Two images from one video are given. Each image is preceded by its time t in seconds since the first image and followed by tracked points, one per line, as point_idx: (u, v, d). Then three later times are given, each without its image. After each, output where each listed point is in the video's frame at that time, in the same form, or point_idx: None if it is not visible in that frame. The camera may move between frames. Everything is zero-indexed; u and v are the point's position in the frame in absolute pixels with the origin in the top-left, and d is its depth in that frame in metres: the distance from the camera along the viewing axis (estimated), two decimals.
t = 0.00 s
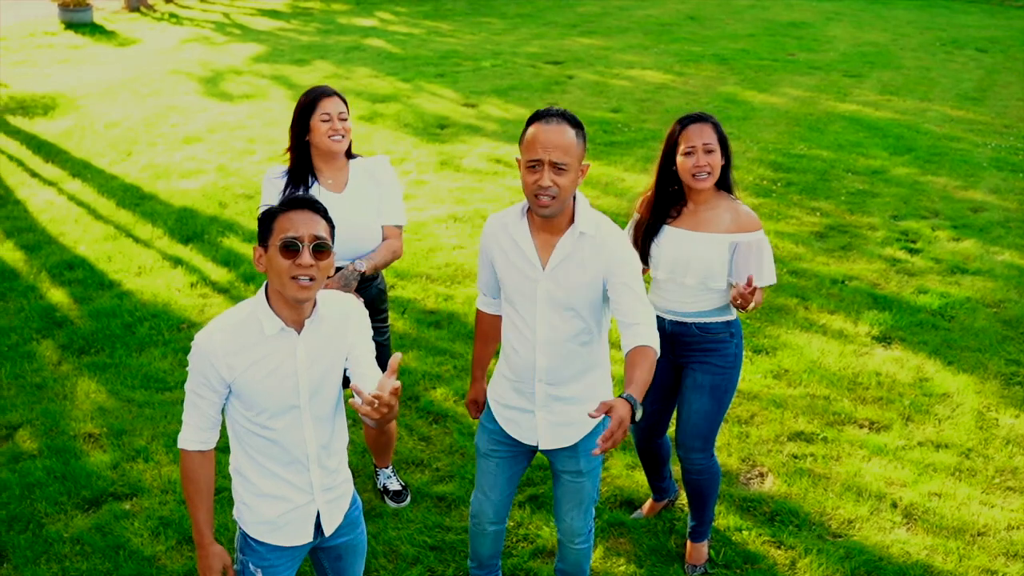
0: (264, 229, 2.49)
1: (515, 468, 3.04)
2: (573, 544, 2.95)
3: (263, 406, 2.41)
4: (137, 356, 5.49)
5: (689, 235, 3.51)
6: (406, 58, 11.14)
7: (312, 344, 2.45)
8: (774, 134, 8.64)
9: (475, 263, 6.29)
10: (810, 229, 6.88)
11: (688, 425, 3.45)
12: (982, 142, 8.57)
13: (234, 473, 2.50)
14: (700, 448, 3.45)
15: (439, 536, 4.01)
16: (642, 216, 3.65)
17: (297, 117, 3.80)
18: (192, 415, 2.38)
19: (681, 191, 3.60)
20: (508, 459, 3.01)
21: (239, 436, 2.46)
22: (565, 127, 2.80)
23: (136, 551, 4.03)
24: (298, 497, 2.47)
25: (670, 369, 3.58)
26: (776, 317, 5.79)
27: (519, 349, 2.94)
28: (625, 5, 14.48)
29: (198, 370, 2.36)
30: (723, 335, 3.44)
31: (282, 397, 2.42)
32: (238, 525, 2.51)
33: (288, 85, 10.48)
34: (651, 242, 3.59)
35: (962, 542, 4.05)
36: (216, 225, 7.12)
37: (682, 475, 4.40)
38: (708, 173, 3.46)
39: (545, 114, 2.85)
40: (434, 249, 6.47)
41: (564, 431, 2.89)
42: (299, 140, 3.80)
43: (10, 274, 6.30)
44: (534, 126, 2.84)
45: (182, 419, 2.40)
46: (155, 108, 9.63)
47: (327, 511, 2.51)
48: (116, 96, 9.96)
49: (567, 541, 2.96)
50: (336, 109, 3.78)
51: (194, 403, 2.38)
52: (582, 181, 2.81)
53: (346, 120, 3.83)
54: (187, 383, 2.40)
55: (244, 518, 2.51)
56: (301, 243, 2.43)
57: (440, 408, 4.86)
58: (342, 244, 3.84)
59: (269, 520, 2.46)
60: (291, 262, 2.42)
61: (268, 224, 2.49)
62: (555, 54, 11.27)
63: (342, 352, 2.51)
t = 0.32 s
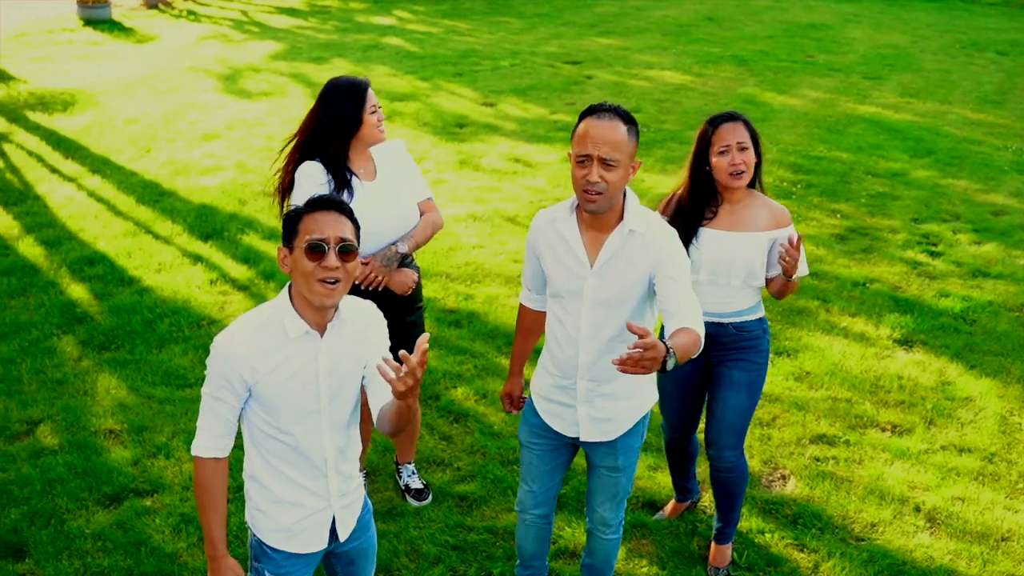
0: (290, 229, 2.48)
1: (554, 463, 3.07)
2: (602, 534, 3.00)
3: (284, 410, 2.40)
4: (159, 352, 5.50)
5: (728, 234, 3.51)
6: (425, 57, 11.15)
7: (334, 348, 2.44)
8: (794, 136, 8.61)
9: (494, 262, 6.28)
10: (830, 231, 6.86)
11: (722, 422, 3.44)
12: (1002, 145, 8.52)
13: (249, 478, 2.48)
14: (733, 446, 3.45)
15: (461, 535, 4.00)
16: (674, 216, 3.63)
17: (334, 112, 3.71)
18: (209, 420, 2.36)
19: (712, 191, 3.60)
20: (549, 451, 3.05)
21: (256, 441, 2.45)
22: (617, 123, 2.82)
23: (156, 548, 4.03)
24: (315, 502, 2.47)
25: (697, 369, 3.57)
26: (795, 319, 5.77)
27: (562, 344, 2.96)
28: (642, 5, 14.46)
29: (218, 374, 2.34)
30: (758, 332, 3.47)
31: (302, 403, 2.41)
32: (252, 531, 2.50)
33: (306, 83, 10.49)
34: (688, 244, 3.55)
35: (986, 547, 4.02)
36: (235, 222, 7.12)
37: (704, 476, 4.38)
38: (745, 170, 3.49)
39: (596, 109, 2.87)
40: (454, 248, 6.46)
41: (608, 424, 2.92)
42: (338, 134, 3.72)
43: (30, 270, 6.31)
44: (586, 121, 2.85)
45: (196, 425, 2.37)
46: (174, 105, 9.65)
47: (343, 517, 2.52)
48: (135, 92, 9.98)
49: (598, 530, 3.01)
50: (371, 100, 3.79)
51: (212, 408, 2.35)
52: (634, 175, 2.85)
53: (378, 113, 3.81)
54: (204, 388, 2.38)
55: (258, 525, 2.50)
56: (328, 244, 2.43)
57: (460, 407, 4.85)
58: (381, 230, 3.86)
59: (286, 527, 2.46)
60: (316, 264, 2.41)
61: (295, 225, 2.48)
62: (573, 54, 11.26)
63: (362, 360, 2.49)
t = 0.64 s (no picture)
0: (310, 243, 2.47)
1: (574, 463, 3.08)
2: (620, 533, 3.04)
3: (300, 421, 2.39)
4: (172, 351, 5.50)
5: (749, 237, 3.49)
6: (435, 56, 11.15)
7: (355, 362, 2.43)
8: (806, 136, 8.59)
9: (507, 262, 6.27)
10: (843, 231, 6.85)
11: (739, 429, 3.45)
12: (1015, 146, 8.50)
13: (257, 482, 2.47)
14: (751, 452, 3.46)
15: (477, 535, 4.00)
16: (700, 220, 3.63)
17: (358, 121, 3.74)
18: (225, 429, 2.34)
19: (736, 194, 3.59)
20: (571, 452, 3.06)
21: (270, 449, 2.44)
22: (649, 120, 2.83)
23: (173, 546, 4.02)
24: (325, 508, 2.46)
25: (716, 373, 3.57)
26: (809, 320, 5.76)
27: (586, 345, 2.97)
28: (652, 5, 14.44)
29: (237, 384, 2.32)
30: (776, 338, 3.46)
31: (318, 414, 2.40)
32: (260, 534, 2.50)
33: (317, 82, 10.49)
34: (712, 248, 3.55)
35: (1003, 549, 4.00)
36: (247, 221, 7.12)
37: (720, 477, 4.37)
38: (764, 172, 3.47)
39: (628, 109, 2.85)
40: (466, 248, 6.46)
41: (630, 428, 2.95)
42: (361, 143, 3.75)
43: (43, 268, 6.32)
44: (618, 120, 2.84)
45: (210, 437, 2.35)
46: (185, 104, 9.66)
47: (350, 521, 2.52)
48: (146, 91, 9.99)
49: (616, 528, 3.05)
50: (394, 110, 3.77)
51: (228, 417, 2.34)
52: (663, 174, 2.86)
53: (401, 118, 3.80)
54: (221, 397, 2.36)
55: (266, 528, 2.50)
56: (347, 256, 2.40)
57: (475, 406, 4.84)
58: (409, 238, 3.85)
59: (294, 531, 2.45)
60: (337, 276, 2.39)
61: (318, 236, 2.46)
62: (584, 54, 11.25)
63: (380, 376, 2.49)
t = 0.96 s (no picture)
0: (330, 244, 2.44)
1: (581, 471, 3.08)
2: (636, 539, 3.05)
3: (324, 419, 2.40)
4: (184, 350, 5.51)
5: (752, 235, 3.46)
6: (442, 56, 11.15)
7: (379, 361, 2.44)
8: (814, 136, 8.59)
9: (517, 262, 6.27)
10: (852, 231, 6.84)
11: (747, 430, 3.51)
12: None
13: (280, 474, 2.48)
14: (762, 453, 3.51)
15: (490, 534, 3.99)
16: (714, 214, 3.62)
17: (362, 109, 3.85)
18: (251, 424, 2.35)
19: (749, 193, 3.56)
20: (578, 460, 3.05)
21: (294, 444, 2.45)
22: (660, 121, 2.86)
23: (186, 545, 4.02)
24: (347, 503, 2.48)
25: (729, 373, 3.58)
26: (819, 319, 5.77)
27: (600, 351, 2.95)
28: (658, 5, 14.43)
29: (262, 383, 2.32)
30: (784, 341, 3.42)
31: (343, 413, 2.41)
32: (282, 525, 2.51)
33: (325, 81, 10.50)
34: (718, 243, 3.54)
35: (1018, 549, 3.99)
36: (257, 221, 7.12)
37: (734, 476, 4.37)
38: (775, 174, 3.43)
39: (639, 111, 2.88)
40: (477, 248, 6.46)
41: (649, 428, 2.96)
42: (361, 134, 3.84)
43: (53, 267, 6.33)
44: (630, 123, 2.86)
45: (237, 432, 2.36)
46: (193, 104, 9.67)
47: (372, 515, 2.53)
48: (154, 91, 10.00)
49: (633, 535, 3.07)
50: (390, 98, 3.78)
51: (254, 415, 2.34)
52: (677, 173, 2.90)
53: (403, 107, 3.79)
54: (246, 394, 2.36)
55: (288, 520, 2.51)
56: (367, 253, 2.39)
57: (487, 406, 4.85)
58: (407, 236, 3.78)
59: (315, 524, 2.46)
60: (360, 275, 2.38)
61: (334, 236, 2.44)
62: (591, 53, 11.25)
63: (405, 375, 2.50)
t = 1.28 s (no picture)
0: (350, 236, 2.45)
1: (591, 467, 3.11)
2: (644, 521, 3.12)
3: (350, 409, 2.40)
4: (193, 350, 5.51)
5: (756, 231, 3.47)
6: (445, 56, 11.16)
7: (401, 352, 2.43)
8: (819, 134, 8.59)
9: (525, 261, 6.27)
10: (859, 229, 6.84)
11: (758, 423, 3.49)
12: None
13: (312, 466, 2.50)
14: (773, 446, 3.48)
15: (504, 533, 3.99)
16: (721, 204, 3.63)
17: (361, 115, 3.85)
18: (281, 410, 2.36)
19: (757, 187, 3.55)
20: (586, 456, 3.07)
21: (322, 434, 2.45)
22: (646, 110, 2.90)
23: (200, 545, 4.02)
24: (376, 494, 2.48)
25: (739, 366, 3.58)
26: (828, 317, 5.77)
27: (609, 346, 2.95)
28: (661, 4, 14.44)
29: (287, 374, 2.33)
30: (792, 335, 3.40)
31: (367, 404, 2.40)
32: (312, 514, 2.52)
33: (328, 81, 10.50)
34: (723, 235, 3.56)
35: None
36: (263, 221, 7.12)
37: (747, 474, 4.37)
38: (779, 171, 3.41)
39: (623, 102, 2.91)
40: (484, 247, 6.47)
41: (652, 412, 3.03)
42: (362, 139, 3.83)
43: (61, 268, 6.33)
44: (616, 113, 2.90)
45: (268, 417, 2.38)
46: (197, 105, 9.67)
47: (401, 506, 2.53)
48: (157, 92, 10.00)
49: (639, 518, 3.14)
50: (393, 101, 3.79)
51: (283, 404, 2.36)
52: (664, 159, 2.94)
53: (406, 111, 3.82)
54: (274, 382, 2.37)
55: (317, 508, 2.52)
56: (384, 244, 2.38)
57: (497, 405, 4.84)
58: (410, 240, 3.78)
59: (343, 512, 2.46)
60: (379, 265, 2.37)
61: (355, 228, 2.44)
62: (594, 53, 11.26)
63: (429, 365, 2.50)
